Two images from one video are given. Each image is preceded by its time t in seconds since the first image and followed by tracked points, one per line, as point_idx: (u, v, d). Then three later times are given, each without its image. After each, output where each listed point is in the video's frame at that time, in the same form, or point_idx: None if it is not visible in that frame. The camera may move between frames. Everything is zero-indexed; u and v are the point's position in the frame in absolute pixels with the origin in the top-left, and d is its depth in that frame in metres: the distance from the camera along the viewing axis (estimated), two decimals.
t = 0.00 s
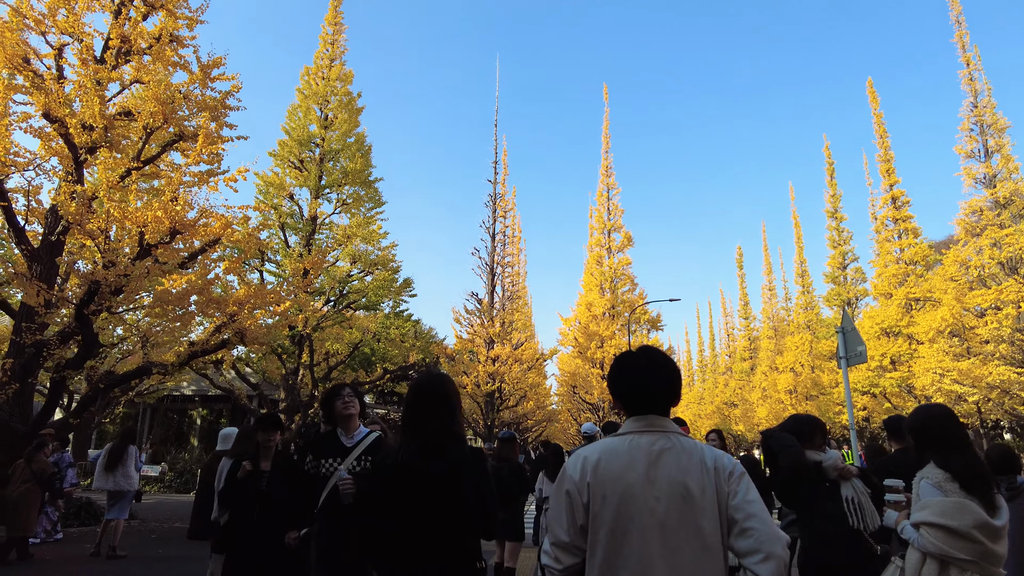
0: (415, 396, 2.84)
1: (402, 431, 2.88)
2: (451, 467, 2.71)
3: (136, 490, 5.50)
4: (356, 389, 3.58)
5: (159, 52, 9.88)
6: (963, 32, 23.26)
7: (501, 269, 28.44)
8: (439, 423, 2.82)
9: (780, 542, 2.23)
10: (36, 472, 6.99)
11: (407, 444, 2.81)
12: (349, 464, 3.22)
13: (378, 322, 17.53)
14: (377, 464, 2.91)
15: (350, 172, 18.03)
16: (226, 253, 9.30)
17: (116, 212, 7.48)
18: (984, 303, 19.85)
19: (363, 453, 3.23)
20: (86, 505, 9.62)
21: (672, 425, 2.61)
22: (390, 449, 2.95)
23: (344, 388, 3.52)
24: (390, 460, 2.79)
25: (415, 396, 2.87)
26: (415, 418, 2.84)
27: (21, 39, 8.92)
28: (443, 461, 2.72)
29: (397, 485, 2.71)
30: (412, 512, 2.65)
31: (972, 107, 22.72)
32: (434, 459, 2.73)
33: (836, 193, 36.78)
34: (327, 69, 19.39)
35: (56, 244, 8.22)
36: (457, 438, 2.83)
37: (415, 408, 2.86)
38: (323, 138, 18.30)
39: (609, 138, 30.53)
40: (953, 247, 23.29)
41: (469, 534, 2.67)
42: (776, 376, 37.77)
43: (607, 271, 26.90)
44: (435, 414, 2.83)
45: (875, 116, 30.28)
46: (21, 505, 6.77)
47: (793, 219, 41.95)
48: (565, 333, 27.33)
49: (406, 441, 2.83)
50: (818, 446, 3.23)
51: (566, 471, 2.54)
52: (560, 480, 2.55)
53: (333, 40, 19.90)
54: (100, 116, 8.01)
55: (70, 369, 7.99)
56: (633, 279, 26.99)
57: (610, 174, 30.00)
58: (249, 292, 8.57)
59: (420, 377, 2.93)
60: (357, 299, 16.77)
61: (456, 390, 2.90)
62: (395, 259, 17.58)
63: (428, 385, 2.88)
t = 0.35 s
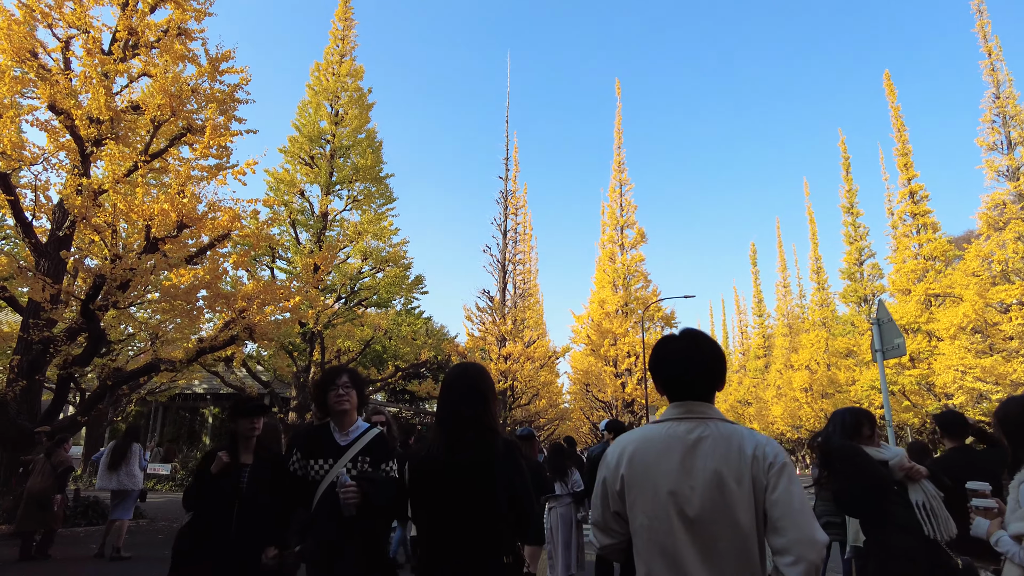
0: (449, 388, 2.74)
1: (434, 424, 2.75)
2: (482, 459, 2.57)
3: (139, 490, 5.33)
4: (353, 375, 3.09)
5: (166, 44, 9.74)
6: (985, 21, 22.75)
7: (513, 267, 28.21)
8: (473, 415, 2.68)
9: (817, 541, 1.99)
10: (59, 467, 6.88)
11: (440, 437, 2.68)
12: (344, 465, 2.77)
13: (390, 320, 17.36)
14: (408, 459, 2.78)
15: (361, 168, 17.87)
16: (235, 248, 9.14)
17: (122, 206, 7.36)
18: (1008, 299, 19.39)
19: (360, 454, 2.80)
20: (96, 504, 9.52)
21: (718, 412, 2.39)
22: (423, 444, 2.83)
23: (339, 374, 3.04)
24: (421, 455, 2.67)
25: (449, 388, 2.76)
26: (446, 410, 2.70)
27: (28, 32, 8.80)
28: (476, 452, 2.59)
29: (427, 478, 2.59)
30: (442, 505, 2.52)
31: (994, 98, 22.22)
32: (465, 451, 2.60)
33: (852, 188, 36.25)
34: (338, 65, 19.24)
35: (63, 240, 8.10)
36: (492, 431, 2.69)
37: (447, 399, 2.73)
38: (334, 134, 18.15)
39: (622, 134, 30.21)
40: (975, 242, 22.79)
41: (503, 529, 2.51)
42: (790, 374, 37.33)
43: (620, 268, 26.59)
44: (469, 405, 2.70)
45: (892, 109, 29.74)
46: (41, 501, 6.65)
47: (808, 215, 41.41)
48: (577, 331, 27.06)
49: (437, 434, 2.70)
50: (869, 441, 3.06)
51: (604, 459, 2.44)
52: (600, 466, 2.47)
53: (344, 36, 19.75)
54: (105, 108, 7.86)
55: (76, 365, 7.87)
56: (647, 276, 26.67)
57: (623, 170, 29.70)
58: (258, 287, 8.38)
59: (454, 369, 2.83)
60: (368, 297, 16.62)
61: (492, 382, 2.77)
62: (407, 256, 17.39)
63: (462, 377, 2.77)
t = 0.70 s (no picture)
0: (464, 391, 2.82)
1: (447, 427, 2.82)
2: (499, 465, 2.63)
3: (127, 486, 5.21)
4: (327, 346, 2.60)
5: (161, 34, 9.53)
6: (993, 13, 22.43)
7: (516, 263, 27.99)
8: (489, 420, 2.77)
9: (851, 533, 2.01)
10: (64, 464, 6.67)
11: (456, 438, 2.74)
12: (306, 460, 2.30)
13: (390, 316, 17.18)
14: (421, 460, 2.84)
15: (361, 163, 17.68)
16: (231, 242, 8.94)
17: (111, 197, 7.12)
18: (1017, 294, 19.11)
19: (331, 444, 2.33)
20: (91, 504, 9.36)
21: (743, 416, 2.38)
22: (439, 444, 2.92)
23: (313, 346, 2.57)
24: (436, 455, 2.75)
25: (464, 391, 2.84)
26: (465, 412, 2.78)
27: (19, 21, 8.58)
28: (494, 459, 2.64)
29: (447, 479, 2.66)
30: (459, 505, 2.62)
31: (1003, 91, 21.91)
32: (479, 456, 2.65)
33: (858, 183, 35.92)
34: (338, 59, 19.02)
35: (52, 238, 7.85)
36: (509, 435, 2.76)
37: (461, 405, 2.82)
38: (334, 128, 17.97)
39: (625, 129, 29.96)
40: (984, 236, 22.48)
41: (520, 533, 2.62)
42: (795, 370, 37.07)
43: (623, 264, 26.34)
44: (484, 409, 2.79)
45: (898, 103, 29.38)
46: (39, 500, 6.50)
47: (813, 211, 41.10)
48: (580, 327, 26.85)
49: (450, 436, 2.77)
50: (897, 432, 2.70)
51: (630, 466, 2.38)
52: (625, 473, 2.40)
53: (344, 30, 19.51)
54: (94, 97, 7.60)
55: (68, 361, 7.66)
56: (650, 272, 26.42)
57: (626, 165, 29.44)
58: (253, 280, 8.17)
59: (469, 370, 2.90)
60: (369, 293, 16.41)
61: (510, 386, 2.87)
62: (408, 251, 17.17)
63: (475, 380, 2.83)
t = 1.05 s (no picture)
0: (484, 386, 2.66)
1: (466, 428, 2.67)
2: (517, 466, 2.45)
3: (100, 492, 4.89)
4: (253, 322, 2.04)
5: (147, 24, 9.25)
6: (998, 6, 22.14)
7: (515, 262, 27.73)
8: (504, 417, 2.62)
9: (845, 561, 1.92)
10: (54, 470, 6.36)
11: (475, 439, 2.58)
12: (224, 479, 1.72)
13: (387, 314, 16.94)
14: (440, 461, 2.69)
15: (358, 159, 17.44)
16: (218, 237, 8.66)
17: (94, 190, 6.83)
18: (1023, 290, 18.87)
19: (261, 459, 1.74)
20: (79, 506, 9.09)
21: (747, 427, 2.11)
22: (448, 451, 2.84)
23: (232, 322, 2.00)
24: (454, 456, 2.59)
25: (484, 387, 2.67)
26: (482, 411, 2.62)
27: None
28: (509, 458, 2.47)
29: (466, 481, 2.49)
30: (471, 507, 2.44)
31: (1008, 85, 21.64)
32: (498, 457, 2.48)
33: (859, 180, 35.66)
34: (333, 55, 18.73)
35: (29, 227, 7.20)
36: (528, 438, 2.59)
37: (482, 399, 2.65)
38: (329, 124, 17.74)
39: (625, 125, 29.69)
40: (989, 232, 22.19)
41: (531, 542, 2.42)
42: (796, 368, 36.85)
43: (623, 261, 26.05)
44: (504, 408, 2.63)
45: (900, 98, 29.08)
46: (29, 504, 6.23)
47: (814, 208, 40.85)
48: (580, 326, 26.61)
49: (471, 436, 2.61)
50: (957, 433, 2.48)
51: (631, 482, 2.10)
52: (626, 492, 2.11)
53: (340, 25, 19.20)
54: (76, 87, 7.26)
55: (50, 360, 7.34)
56: (651, 270, 26.14)
57: (626, 162, 29.16)
58: (239, 277, 7.89)
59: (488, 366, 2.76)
60: (365, 291, 16.15)
61: (526, 386, 2.69)
62: (405, 249, 16.91)
63: (497, 376, 2.69)
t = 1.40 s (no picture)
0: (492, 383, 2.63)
1: (478, 424, 2.68)
2: (534, 468, 2.47)
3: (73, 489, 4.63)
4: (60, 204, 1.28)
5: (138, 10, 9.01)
6: None
7: (515, 258, 27.48)
8: (515, 413, 2.59)
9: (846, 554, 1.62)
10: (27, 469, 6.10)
11: (487, 433, 2.59)
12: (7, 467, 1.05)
13: (386, 310, 16.71)
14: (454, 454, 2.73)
15: (356, 153, 17.20)
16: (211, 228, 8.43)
17: (80, 176, 6.60)
18: None
19: (74, 427, 1.10)
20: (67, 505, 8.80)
21: (743, 404, 1.85)
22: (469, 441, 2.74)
23: (24, 207, 1.22)
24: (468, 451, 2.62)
25: (492, 381, 2.66)
26: (491, 408, 2.61)
27: None
28: (520, 459, 2.48)
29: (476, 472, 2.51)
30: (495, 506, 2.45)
31: (1015, 78, 21.31)
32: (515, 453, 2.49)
33: (862, 175, 35.37)
34: (332, 48, 18.47)
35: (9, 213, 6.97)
36: (542, 433, 2.59)
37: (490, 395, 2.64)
38: (327, 117, 17.50)
39: (627, 120, 29.41)
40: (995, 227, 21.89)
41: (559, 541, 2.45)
42: (798, 366, 36.59)
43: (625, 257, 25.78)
44: (515, 404, 2.61)
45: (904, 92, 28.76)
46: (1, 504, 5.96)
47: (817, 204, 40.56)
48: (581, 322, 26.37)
49: (484, 433, 2.61)
50: None
51: (622, 463, 1.86)
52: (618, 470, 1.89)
53: (338, 17, 18.93)
54: (61, 71, 6.99)
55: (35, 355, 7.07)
56: (653, 266, 25.88)
57: (628, 158, 28.89)
58: (231, 268, 7.65)
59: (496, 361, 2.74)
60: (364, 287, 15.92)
61: (540, 380, 2.67)
62: (404, 243, 16.68)
63: (507, 370, 2.66)
